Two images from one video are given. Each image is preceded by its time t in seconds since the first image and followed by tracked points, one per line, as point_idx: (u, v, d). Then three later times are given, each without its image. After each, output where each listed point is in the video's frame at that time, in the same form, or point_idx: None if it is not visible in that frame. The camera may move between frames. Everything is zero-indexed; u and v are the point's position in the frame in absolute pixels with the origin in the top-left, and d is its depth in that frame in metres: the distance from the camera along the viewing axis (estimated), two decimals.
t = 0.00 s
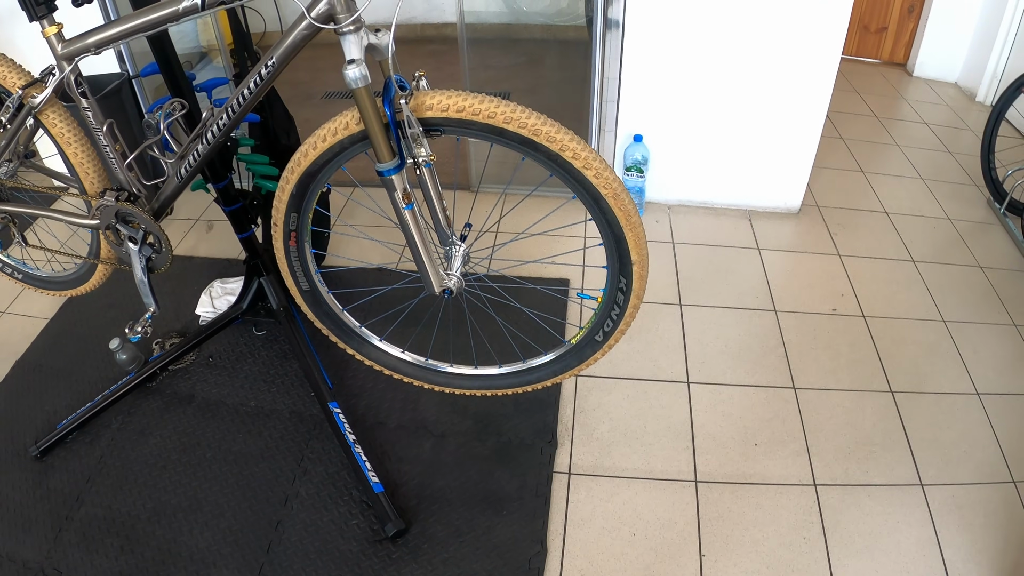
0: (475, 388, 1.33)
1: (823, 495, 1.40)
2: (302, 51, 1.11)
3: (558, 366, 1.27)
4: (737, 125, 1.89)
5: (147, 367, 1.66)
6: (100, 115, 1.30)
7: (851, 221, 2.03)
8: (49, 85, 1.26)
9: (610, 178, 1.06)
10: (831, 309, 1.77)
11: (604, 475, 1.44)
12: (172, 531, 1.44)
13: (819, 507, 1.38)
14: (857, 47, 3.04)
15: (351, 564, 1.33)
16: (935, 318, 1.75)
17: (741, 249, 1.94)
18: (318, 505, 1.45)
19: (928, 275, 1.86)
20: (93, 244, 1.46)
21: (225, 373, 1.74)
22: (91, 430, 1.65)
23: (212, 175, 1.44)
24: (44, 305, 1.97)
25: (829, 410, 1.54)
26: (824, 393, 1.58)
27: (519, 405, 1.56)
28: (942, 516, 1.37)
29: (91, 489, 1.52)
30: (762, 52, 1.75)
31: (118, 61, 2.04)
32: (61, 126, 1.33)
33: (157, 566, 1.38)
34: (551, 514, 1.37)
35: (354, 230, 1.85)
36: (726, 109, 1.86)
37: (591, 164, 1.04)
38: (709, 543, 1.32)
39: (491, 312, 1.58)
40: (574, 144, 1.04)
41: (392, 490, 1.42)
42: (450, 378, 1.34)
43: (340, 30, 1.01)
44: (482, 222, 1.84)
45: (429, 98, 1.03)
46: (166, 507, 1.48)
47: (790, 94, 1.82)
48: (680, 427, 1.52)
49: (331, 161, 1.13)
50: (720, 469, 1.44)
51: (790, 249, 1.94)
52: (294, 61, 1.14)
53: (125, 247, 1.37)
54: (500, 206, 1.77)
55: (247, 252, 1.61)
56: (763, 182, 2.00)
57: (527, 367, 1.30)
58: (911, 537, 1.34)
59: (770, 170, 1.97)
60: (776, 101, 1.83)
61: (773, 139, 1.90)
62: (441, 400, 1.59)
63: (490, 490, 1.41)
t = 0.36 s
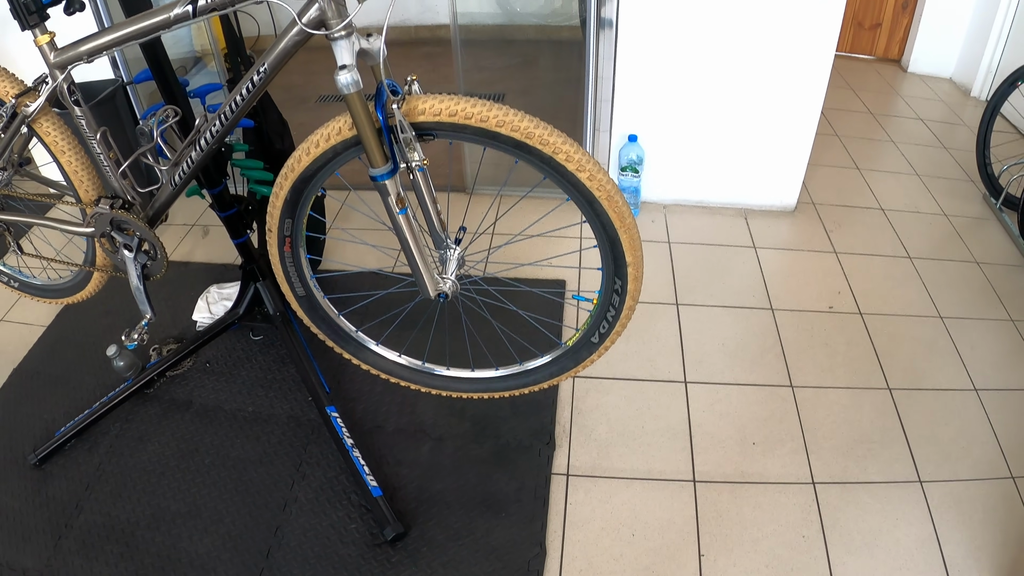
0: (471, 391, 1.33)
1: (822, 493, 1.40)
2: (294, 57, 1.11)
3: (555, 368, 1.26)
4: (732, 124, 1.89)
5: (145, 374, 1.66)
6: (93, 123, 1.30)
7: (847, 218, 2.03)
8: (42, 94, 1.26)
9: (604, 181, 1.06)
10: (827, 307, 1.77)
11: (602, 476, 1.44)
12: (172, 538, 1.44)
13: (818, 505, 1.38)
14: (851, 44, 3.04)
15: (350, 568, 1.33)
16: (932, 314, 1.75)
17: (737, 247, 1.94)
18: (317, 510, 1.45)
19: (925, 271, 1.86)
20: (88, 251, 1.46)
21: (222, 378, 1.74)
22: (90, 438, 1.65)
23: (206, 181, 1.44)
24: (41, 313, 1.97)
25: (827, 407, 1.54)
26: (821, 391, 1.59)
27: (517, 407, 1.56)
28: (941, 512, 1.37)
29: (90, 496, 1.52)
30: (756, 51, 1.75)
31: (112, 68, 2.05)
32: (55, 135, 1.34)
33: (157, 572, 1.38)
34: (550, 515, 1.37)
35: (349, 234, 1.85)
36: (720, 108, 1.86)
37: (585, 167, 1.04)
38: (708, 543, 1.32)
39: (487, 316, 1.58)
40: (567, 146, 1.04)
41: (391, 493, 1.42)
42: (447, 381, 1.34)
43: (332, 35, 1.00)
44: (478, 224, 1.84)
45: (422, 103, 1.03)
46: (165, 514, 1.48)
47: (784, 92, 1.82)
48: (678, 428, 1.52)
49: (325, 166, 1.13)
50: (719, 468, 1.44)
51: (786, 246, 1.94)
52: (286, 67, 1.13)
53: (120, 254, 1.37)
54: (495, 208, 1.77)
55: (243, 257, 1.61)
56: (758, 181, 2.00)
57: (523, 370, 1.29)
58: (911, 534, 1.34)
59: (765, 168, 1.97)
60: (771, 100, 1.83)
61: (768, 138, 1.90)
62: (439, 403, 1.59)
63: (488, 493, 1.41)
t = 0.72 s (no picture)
0: (465, 390, 1.32)
1: (819, 488, 1.40)
2: (281, 57, 1.10)
3: (549, 365, 1.26)
4: (726, 119, 1.88)
5: (141, 376, 1.66)
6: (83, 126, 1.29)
7: (842, 212, 2.03)
8: (32, 99, 1.26)
9: (593, 177, 1.05)
10: (823, 301, 1.76)
11: (598, 474, 1.43)
12: (169, 540, 1.44)
13: (815, 500, 1.38)
14: (846, 38, 3.03)
15: (347, 567, 1.33)
16: (929, 307, 1.74)
17: (732, 243, 1.93)
18: (314, 510, 1.45)
19: (921, 264, 1.85)
20: (81, 255, 1.46)
21: (218, 380, 1.74)
22: (87, 441, 1.65)
23: (199, 183, 1.44)
24: (36, 317, 1.97)
25: (823, 402, 1.54)
26: (817, 385, 1.58)
27: (512, 405, 1.56)
28: (939, 506, 1.37)
29: (87, 500, 1.52)
30: (749, 46, 1.75)
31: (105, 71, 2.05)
32: (45, 138, 1.33)
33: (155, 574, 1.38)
34: (546, 513, 1.37)
35: (343, 234, 1.84)
36: (713, 104, 1.86)
37: (574, 164, 1.04)
38: (705, 540, 1.32)
39: (480, 315, 1.58)
40: (556, 143, 1.03)
41: (387, 493, 1.42)
42: (440, 380, 1.33)
43: (318, 35, 1.00)
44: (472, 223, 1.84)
45: (409, 101, 1.03)
46: (162, 516, 1.48)
47: (779, 87, 1.81)
48: (674, 424, 1.51)
49: (314, 166, 1.13)
50: (715, 464, 1.44)
51: (781, 241, 1.93)
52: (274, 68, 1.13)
53: (113, 257, 1.37)
54: (489, 206, 1.77)
55: (237, 258, 1.61)
56: (753, 176, 2.00)
57: (517, 368, 1.29)
58: (909, 528, 1.33)
59: (759, 164, 1.97)
60: (765, 95, 1.83)
61: (762, 133, 1.90)
62: (434, 402, 1.59)
63: (484, 491, 1.41)
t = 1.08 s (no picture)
0: (460, 387, 1.32)
1: (818, 482, 1.39)
2: (270, 56, 1.10)
3: (543, 362, 1.25)
4: (721, 114, 1.87)
5: (138, 377, 1.66)
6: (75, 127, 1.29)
7: (839, 205, 2.02)
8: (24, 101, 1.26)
9: (584, 172, 1.05)
10: (821, 295, 1.75)
11: (595, 470, 1.42)
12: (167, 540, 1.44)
13: (814, 496, 1.37)
14: (843, 31, 3.01)
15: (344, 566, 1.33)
16: (928, 300, 1.73)
17: (730, 237, 1.92)
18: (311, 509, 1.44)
19: (920, 258, 1.84)
20: (76, 256, 1.46)
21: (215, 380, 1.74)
22: (86, 442, 1.65)
23: (193, 183, 1.44)
24: (35, 319, 1.97)
25: (822, 397, 1.53)
26: (816, 380, 1.57)
27: (509, 402, 1.55)
28: (940, 501, 1.36)
29: (86, 501, 1.52)
30: (744, 39, 1.74)
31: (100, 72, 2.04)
32: (37, 141, 1.33)
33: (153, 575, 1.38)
34: (543, 511, 1.36)
35: (339, 233, 1.84)
36: (709, 98, 1.85)
37: (564, 159, 1.04)
38: (703, 536, 1.31)
39: (475, 313, 1.57)
40: (546, 138, 1.03)
41: (384, 491, 1.41)
42: (435, 377, 1.33)
43: (306, 33, 0.99)
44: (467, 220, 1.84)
45: (398, 98, 1.03)
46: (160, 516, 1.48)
47: (776, 81, 1.80)
48: (671, 420, 1.50)
49: (305, 165, 1.12)
50: (714, 460, 1.43)
51: (779, 235, 1.92)
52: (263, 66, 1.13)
53: (107, 258, 1.37)
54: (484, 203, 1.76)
55: (233, 258, 1.61)
56: (750, 170, 1.99)
57: (512, 365, 1.28)
58: (908, 523, 1.33)
59: (756, 158, 1.96)
60: (762, 88, 1.82)
61: (758, 127, 1.89)
62: (430, 400, 1.59)
63: (481, 489, 1.40)
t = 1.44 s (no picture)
0: (456, 386, 1.31)
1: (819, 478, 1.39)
2: (260, 56, 1.09)
3: (540, 360, 1.24)
4: (716, 108, 1.87)
5: (137, 379, 1.66)
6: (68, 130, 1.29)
7: (838, 198, 2.01)
8: (17, 105, 1.25)
9: (578, 169, 1.04)
10: (821, 289, 1.74)
11: (595, 468, 1.42)
12: (167, 542, 1.43)
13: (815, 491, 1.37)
14: (841, 23, 3.00)
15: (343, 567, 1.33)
16: (928, 293, 1.73)
17: (728, 232, 1.91)
18: (310, 509, 1.44)
19: (920, 250, 1.83)
20: (72, 260, 1.46)
21: (214, 381, 1.74)
22: (85, 444, 1.65)
23: (188, 184, 1.44)
24: (34, 322, 1.97)
25: (822, 391, 1.52)
26: (816, 374, 1.56)
27: (507, 400, 1.55)
28: (942, 495, 1.35)
29: (86, 504, 1.52)
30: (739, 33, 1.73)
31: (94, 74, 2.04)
32: (31, 144, 1.32)
33: None
34: (543, 509, 1.36)
35: (336, 232, 1.84)
36: (706, 91, 1.84)
37: (558, 156, 1.03)
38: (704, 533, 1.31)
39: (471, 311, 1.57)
40: (540, 135, 1.02)
41: (383, 491, 1.41)
42: (432, 376, 1.33)
43: (296, 33, 0.99)
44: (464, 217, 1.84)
45: (390, 97, 1.02)
46: (160, 518, 1.48)
47: (772, 73, 1.79)
48: (671, 416, 1.49)
49: (297, 164, 1.12)
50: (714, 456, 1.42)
51: (778, 229, 1.91)
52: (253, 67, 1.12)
53: (102, 261, 1.37)
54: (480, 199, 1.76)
55: (229, 258, 1.61)
56: (748, 165, 1.98)
57: (508, 363, 1.28)
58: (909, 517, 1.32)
59: (754, 152, 1.95)
60: (759, 81, 1.81)
61: (756, 120, 1.88)
62: (429, 399, 1.58)
63: (481, 487, 1.40)
